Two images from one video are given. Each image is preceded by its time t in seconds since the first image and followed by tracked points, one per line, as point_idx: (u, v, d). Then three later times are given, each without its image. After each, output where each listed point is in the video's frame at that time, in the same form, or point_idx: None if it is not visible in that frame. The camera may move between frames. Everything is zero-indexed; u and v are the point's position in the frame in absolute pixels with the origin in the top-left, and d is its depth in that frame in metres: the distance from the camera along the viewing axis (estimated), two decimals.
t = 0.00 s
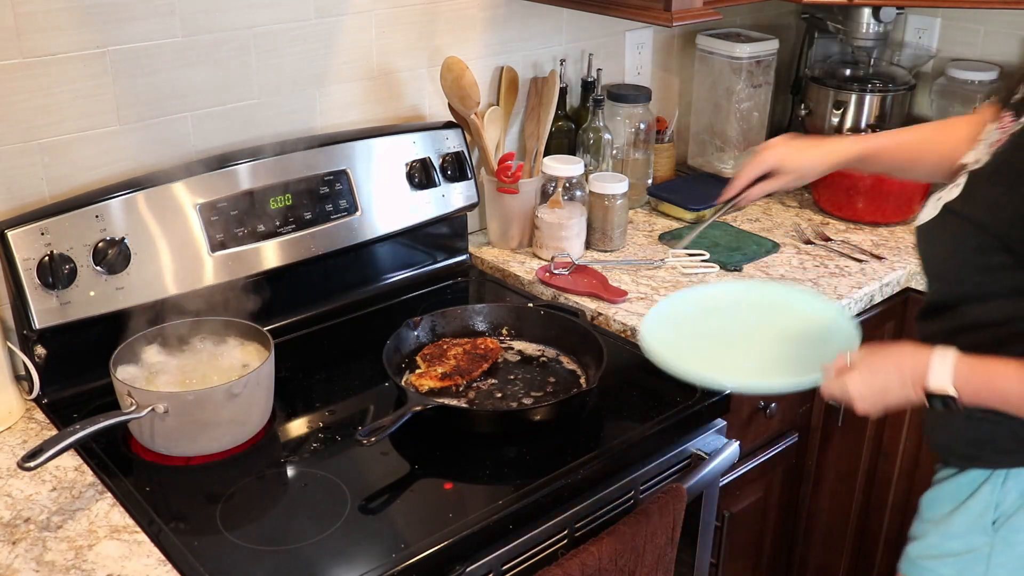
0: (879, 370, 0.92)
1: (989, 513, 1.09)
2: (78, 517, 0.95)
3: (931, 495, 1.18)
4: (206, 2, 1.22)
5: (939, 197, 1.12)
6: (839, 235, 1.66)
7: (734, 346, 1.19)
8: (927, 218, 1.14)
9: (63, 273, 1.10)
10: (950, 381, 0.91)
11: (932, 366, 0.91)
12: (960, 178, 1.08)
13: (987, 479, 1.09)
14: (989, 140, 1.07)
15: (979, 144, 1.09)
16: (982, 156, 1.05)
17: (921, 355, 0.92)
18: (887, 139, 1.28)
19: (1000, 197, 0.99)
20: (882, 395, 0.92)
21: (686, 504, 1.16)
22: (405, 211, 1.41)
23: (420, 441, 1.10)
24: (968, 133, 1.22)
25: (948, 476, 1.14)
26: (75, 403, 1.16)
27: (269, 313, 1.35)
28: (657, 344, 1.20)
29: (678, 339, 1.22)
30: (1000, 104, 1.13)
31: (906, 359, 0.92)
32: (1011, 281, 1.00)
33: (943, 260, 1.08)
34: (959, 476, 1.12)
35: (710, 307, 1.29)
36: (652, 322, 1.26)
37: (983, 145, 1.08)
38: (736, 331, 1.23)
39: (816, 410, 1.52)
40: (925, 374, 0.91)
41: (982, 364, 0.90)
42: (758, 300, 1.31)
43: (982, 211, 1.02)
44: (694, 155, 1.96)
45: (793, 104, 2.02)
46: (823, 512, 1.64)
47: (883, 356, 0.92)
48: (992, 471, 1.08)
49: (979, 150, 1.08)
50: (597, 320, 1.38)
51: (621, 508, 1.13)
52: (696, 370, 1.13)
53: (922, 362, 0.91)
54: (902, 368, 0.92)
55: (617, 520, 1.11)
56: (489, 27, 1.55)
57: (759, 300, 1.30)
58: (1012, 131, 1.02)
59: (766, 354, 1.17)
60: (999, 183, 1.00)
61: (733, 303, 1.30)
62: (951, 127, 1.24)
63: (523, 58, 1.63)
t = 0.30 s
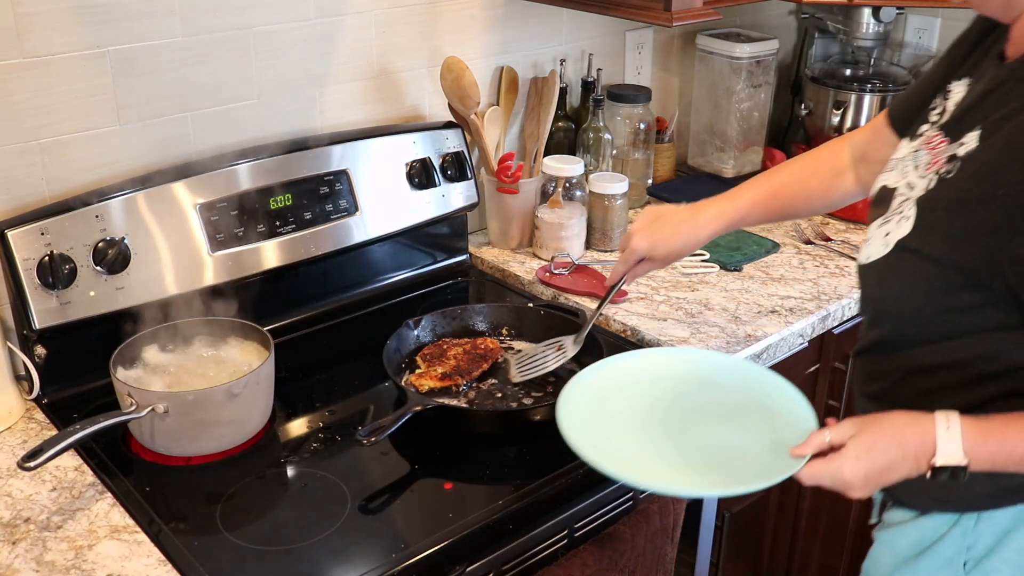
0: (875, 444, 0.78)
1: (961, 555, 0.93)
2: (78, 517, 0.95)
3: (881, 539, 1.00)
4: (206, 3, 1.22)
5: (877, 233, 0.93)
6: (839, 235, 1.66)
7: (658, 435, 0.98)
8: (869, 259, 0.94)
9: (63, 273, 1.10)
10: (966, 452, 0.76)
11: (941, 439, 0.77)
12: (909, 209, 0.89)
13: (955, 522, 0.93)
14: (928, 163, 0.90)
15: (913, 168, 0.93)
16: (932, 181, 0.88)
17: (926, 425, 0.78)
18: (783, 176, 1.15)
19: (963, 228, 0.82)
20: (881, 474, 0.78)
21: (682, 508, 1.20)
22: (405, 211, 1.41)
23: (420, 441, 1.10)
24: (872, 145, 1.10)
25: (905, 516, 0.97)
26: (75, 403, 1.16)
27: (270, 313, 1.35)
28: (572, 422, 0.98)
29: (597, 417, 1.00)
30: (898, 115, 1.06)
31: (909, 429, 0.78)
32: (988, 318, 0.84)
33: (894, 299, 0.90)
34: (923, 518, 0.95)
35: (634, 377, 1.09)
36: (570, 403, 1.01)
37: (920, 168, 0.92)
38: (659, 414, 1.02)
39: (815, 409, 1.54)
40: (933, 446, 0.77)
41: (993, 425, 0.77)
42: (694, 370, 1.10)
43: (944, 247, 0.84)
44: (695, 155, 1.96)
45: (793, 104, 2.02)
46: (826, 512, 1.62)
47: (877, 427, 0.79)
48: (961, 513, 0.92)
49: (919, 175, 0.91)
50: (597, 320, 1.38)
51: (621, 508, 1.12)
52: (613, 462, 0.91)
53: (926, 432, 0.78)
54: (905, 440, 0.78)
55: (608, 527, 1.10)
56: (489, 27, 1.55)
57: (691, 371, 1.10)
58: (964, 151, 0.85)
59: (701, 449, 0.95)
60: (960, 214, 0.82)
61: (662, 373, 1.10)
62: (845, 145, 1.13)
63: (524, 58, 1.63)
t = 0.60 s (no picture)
0: (846, 475, 0.78)
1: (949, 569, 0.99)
2: (78, 517, 0.95)
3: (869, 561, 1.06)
4: (207, 3, 1.22)
5: (841, 260, 0.94)
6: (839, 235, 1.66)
7: (625, 451, 0.98)
8: (835, 288, 0.94)
9: (63, 273, 1.10)
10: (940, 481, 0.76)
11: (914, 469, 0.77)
12: (871, 235, 0.90)
13: (942, 547, 0.98)
14: (885, 183, 0.91)
15: (871, 190, 0.94)
16: (891, 203, 0.88)
17: (900, 454, 0.78)
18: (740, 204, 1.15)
19: (933, 254, 0.83)
20: (855, 502, 0.78)
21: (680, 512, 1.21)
22: (405, 211, 1.41)
23: (419, 441, 1.10)
24: (829, 165, 1.10)
25: (889, 540, 1.03)
26: (75, 403, 1.16)
27: (269, 313, 1.35)
28: (536, 435, 0.98)
29: (570, 433, 1.01)
30: (850, 132, 1.07)
31: (882, 458, 0.78)
32: (967, 339, 0.85)
33: (873, 318, 0.90)
34: (907, 544, 1.01)
35: (607, 386, 1.09)
36: (537, 412, 1.02)
37: (878, 189, 0.93)
38: (627, 428, 1.02)
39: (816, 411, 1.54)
40: (908, 477, 0.77)
41: (970, 454, 0.77)
42: (671, 377, 1.11)
43: (921, 270, 0.85)
44: (695, 155, 1.97)
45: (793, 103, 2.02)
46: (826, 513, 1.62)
47: (850, 457, 0.79)
48: (948, 540, 0.97)
49: (877, 197, 0.92)
50: (597, 320, 1.38)
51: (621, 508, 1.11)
52: (575, 482, 0.92)
53: (900, 461, 0.77)
54: (879, 469, 0.78)
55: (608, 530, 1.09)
56: (489, 27, 1.55)
57: (665, 379, 1.11)
58: (922, 170, 0.86)
59: (667, 466, 0.96)
60: (944, 231, 0.82)
61: (635, 381, 1.10)
62: (802, 171, 1.14)
63: (524, 58, 1.63)
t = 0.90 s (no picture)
0: (850, 496, 0.80)
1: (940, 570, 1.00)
2: (78, 517, 0.95)
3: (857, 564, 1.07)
4: (207, 3, 1.22)
5: (830, 274, 0.96)
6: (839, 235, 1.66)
7: (626, 457, 0.99)
8: (823, 300, 0.97)
9: (63, 273, 1.10)
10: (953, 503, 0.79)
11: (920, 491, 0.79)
12: (859, 247, 0.91)
13: (929, 553, 1.00)
14: (873, 195, 0.93)
15: (858, 201, 0.96)
16: (878, 214, 0.90)
17: (906, 475, 0.80)
18: (716, 189, 1.21)
19: (931, 255, 0.83)
20: (857, 520, 0.81)
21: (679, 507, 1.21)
22: (405, 211, 1.41)
23: (420, 441, 1.10)
24: (806, 163, 1.15)
25: (876, 546, 1.05)
26: (75, 402, 1.16)
27: (269, 313, 1.35)
28: (539, 442, 0.99)
29: (580, 444, 1.01)
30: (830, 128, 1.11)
31: (888, 479, 0.80)
32: (966, 340, 0.85)
33: (871, 319, 0.90)
34: (895, 550, 1.02)
35: (609, 390, 1.09)
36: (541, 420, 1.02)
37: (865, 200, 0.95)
38: (628, 433, 1.03)
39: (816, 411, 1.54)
40: (913, 498, 0.79)
41: (977, 475, 0.78)
42: (675, 382, 1.11)
43: (919, 272, 0.85)
44: (695, 156, 1.97)
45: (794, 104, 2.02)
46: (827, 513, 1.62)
47: (855, 477, 0.80)
48: (933, 547, 0.98)
49: (864, 208, 0.94)
50: (597, 320, 1.38)
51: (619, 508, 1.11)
52: (577, 492, 0.92)
53: (905, 482, 0.79)
54: (883, 490, 0.79)
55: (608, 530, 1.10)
56: (489, 27, 1.55)
57: (667, 384, 1.11)
58: (909, 180, 0.87)
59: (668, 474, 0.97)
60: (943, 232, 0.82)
61: (638, 384, 1.11)
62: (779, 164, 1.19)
63: (524, 57, 1.63)
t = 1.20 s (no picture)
0: (868, 509, 0.83)
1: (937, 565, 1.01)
2: (79, 517, 0.95)
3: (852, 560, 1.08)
4: (208, 3, 1.22)
5: (837, 277, 0.99)
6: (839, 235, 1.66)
7: (632, 458, 1.00)
8: (830, 303, 1.00)
9: (63, 273, 1.10)
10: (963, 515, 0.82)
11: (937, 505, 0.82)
12: (868, 252, 0.95)
13: (929, 550, 1.00)
14: (880, 200, 0.96)
15: (863, 204, 0.99)
16: (888, 222, 0.94)
17: (922, 490, 0.83)
18: (664, 121, 1.21)
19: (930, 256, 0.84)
20: (872, 533, 0.84)
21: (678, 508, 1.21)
22: (406, 212, 1.41)
23: (420, 441, 1.11)
24: (765, 110, 1.17)
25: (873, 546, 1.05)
26: (75, 402, 1.17)
27: (269, 313, 1.35)
28: (548, 440, 0.99)
29: (593, 451, 1.00)
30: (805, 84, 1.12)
31: (904, 492, 0.83)
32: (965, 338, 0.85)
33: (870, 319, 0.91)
34: (892, 548, 1.03)
35: (614, 394, 1.09)
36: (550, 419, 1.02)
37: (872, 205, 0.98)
38: (631, 433, 1.04)
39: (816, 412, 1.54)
40: (930, 511, 0.82)
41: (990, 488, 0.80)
42: (680, 387, 1.11)
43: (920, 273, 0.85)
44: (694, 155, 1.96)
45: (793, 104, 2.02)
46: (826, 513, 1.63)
47: (872, 490, 0.83)
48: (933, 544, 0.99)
49: (872, 213, 0.97)
50: (597, 320, 1.38)
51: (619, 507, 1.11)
52: (586, 493, 0.93)
53: (922, 497, 0.83)
54: (900, 504, 0.83)
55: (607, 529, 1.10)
56: (489, 27, 1.56)
57: (671, 388, 1.11)
58: (921, 189, 0.90)
59: (675, 477, 0.97)
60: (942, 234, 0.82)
61: (641, 384, 1.11)
62: (734, 105, 1.19)
63: (524, 58, 1.63)
